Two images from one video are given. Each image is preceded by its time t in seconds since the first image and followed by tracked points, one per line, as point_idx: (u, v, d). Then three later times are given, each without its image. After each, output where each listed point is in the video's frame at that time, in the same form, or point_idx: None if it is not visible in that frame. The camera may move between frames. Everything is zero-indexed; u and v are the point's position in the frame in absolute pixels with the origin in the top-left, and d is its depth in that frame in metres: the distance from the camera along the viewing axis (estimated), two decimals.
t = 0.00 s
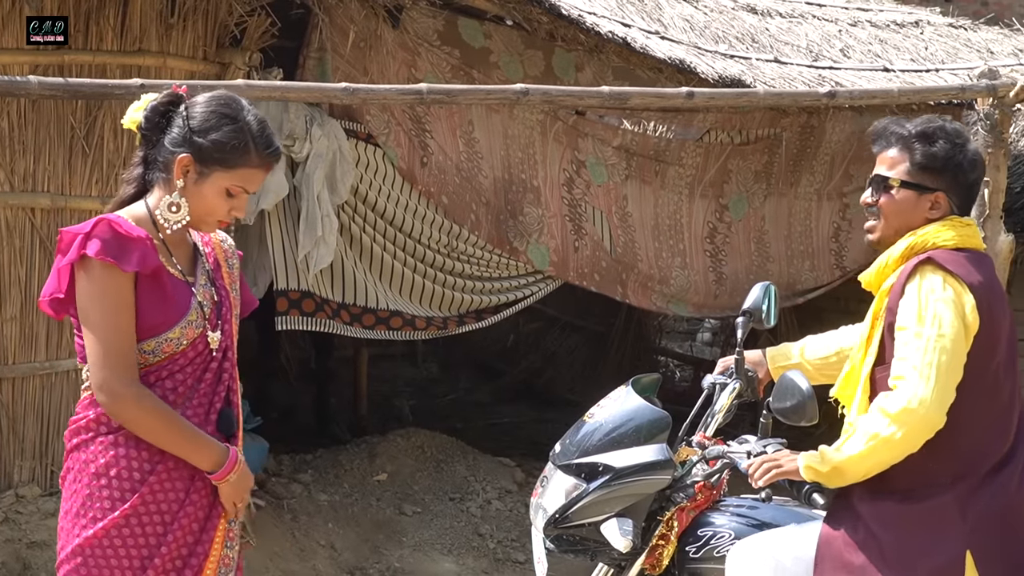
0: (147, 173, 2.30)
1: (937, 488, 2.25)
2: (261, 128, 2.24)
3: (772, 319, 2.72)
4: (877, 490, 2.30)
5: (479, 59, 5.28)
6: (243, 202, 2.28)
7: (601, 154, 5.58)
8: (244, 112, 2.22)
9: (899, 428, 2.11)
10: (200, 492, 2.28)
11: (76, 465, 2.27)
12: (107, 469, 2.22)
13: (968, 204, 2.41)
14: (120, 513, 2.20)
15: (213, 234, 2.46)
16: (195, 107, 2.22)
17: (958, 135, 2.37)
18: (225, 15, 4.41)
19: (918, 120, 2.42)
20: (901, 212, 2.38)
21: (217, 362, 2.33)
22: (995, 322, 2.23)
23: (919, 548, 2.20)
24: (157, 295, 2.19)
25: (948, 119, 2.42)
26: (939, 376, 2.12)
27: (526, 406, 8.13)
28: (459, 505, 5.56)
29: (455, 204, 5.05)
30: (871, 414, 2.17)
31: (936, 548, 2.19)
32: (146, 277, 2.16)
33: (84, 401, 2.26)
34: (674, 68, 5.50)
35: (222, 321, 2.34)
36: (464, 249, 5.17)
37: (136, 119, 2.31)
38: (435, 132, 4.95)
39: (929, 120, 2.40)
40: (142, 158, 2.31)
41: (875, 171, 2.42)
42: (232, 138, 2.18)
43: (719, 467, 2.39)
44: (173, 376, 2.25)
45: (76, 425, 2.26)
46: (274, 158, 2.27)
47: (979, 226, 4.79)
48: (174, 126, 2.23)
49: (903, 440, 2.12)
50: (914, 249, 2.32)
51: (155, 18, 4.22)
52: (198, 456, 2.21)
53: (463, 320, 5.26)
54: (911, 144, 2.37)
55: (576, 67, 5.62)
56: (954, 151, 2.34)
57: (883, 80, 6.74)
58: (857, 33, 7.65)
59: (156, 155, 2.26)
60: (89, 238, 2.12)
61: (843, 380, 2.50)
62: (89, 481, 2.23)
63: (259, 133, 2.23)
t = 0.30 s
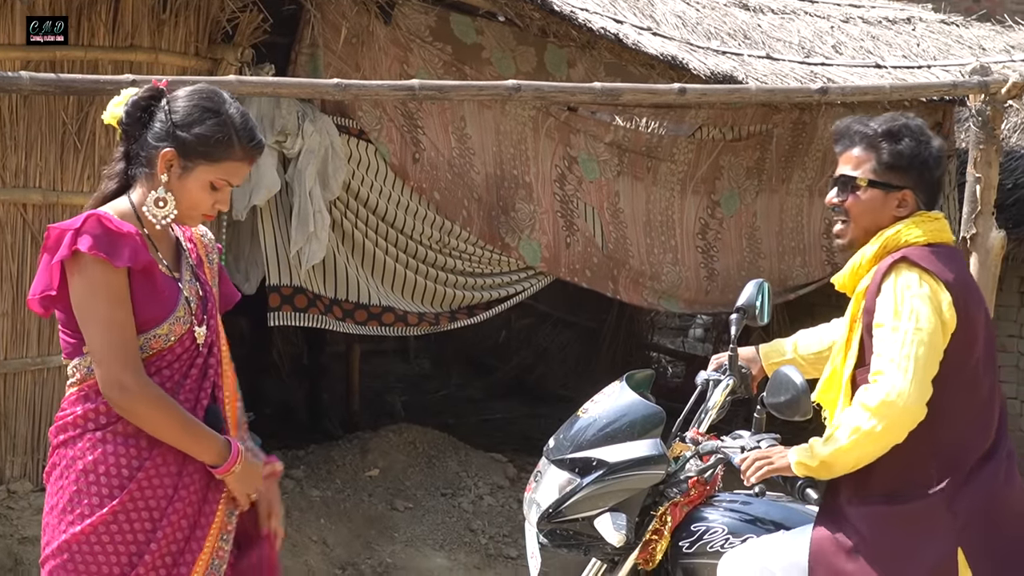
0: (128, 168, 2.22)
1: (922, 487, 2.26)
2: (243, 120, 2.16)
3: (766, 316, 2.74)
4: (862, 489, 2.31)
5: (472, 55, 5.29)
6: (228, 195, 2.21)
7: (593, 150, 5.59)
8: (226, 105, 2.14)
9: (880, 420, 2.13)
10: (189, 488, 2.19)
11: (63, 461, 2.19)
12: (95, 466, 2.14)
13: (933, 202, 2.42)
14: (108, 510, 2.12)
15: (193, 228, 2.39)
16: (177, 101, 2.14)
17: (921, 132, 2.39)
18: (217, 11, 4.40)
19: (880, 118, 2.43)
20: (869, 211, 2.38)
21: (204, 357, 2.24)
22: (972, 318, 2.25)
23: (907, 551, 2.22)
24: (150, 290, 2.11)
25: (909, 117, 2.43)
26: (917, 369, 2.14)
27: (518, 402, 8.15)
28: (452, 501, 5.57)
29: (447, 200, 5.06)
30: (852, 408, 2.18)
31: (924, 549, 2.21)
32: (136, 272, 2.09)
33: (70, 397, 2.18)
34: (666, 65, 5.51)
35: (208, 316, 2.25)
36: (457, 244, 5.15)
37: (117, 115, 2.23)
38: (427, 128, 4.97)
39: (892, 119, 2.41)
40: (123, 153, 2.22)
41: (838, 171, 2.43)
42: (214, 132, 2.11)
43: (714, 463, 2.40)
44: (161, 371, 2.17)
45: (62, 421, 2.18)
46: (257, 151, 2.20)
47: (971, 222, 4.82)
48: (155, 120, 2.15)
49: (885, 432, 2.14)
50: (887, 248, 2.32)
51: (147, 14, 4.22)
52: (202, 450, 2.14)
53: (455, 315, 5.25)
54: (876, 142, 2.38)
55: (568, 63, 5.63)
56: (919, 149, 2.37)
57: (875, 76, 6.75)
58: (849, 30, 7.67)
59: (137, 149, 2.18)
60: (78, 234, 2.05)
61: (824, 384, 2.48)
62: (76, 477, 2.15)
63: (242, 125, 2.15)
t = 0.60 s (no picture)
0: (121, 143, 2.21)
1: (920, 467, 2.25)
2: (235, 90, 2.16)
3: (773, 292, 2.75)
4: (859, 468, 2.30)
5: (469, 29, 5.27)
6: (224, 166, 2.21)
7: (590, 125, 5.58)
8: (217, 76, 2.14)
9: (875, 398, 2.11)
10: (187, 463, 2.17)
11: (60, 437, 2.17)
12: (92, 440, 2.12)
13: (911, 177, 2.42)
14: (106, 484, 2.10)
15: (189, 203, 2.39)
16: (168, 73, 2.14)
17: (897, 107, 2.39)
18: None
19: (855, 95, 2.43)
20: (847, 190, 2.39)
21: (199, 331, 2.24)
22: (960, 295, 2.24)
23: (907, 534, 2.21)
24: (146, 265, 2.11)
25: (884, 92, 2.44)
26: (912, 348, 2.12)
27: (516, 376, 8.18)
28: (449, 475, 5.61)
29: (444, 174, 5.06)
30: (845, 386, 2.16)
31: (924, 531, 2.20)
32: (133, 247, 2.08)
33: (67, 372, 2.17)
34: (663, 39, 5.50)
35: (204, 290, 2.25)
36: (452, 219, 5.18)
37: (107, 90, 2.22)
38: (424, 102, 4.96)
39: (866, 95, 2.41)
40: (115, 129, 2.22)
41: (816, 150, 2.44)
42: (206, 103, 2.11)
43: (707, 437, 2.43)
44: (157, 345, 2.17)
45: (60, 396, 2.17)
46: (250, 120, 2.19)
47: (968, 197, 4.84)
48: (146, 94, 2.15)
49: (881, 409, 2.11)
50: (868, 227, 2.32)
51: None
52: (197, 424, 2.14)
53: (451, 290, 5.29)
54: (851, 120, 2.38)
55: (565, 37, 5.61)
56: (894, 125, 2.36)
57: (873, 50, 6.74)
58: (847, 4, 7.65)
59: (130, 124, 2.18)
60: (75, 209, 2.04)
61: (811, 366, 2.49)
62: (73, 452, 2.13)
63: (234, 94, 2.15)
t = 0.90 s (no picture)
0: (117, 134, 2.21)
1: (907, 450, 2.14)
2: (228, 69, 2.16)
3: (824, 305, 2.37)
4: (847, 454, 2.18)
5: (469, 17, 5.26)
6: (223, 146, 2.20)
7: (590, 113, 5.58)
8: (208, 56, 2.14)
9: (816, 354, 2.03)
10: (185, 451, 2.18)
11: (59, 425, 2.17)
12: (91, 428, 2.12)
13: (925, 164, 2.31)
14: (105, 473, 2.11)
15: (190, 189, 2.38)
16: (163, 58, 2.13)
17: (916, 91, 2.27)
18: None
19: (874, 77, 2.31)
20: (859, 172, 2.27)
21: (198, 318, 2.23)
22: (958, 279, 2.11)
23: (892, 520, 2.11)
24: (140, 254, 2.10)
25: (904, 75, 2.32)
26: (869, 324, 2.02)
27: (516, 364, 8.19)
28: (450, 463, 5.62)
29: (444, 162, 5.06)
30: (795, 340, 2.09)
31: (910, 519, 2.10)
32: (127, 236, 2.07)
33: (65, 360, 2.16)
34: (664, 26, 5.49)
35: (203, 277, 2.24)
36: (453, 206, 5.20)
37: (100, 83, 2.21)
38: (424, 90, 4.95)
39: (886, 78, 2.29)
40: (110, 121, 2.22)
41: (832, 129, 2.32)
42: (200, 83, 2.10)
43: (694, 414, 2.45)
44: (156, 334, 2.16)
45: (59, 384, 2.16)
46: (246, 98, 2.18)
47: (968, 184, 4.83)
48: (139, 80, 2.14)
49: (817, 374, 2.04)
50: (874, 211, 2.20)
51: None
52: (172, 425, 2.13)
53: (452, 278, 5.29)
54: (867, 101, 2.26)
55: (565, 25, 5.58)
56: (912, 109, 2.25)
57: (874, 38, 6.72)
58: None
59: (126, 113, 2.17)
60: (70, 200, 2.03)
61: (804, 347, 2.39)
62: (72, 440, 2.14)
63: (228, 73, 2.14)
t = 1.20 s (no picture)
0: (104, 140, 2.19)
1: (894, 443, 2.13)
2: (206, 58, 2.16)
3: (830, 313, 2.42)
4: (833, 446, 2.19)
5: (468, 19, 5.26)
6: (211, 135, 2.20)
7: (589, 115, 5.58)
8: (184, 48, 2.13)
9: (791, 348, 2.06)
10: (177, 453, 2.17)
11: (51, 426, 2.15)
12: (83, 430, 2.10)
13: (930, 165, 2.31)
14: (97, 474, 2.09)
15: (182, 189, 2.37)
16: (141, 55, 2.12)
17: (934, 93, 2.27)
18: None
19: (894, 73, 2.30)
20: (865, 163, 2.26)
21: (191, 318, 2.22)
22: (948, 274, 2.10)
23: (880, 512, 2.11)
24: (123, 255, 2.10)
25: (924, 76, 2.31)
26: (847, 318, 2.04)
27: (515, 366, 8.19)
28: (448, 465, 5.62)
29: (444, 163, 5.06)
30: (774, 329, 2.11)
31: (897, 511, 2.10)
32: (113, 237, 2.08)
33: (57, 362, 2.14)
34: (663, 29, 5.49)
35: (195, 276, 2.24)
36: (452, 208, 5.17)
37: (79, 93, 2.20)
38: (424, 92, 4.95)
39: (906, 75, 2.29)
40: (94, 128, 2.20)
41: (845, 117, 2.30)
42: (181, 74, 2.10)
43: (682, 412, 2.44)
44: (148, 335, 2.14)
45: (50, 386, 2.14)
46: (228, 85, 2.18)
47: (967, 186, 4.83)
48: (119, 82, 2.13)
49: (791, 364, 2.06)
50: (873, 204, 2.19)
51: None
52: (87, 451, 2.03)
53: (451, 280, 5.30)
54: (885, 94, 2.25)
55: (565, 27, 5.59)
56: (927, 109, 2.24)
57: (873, 40, 6.73)
58: None
59: (112, 118, 2.16)
60: (58, 200, 2.03)
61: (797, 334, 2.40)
62: (64, 441, 2.12)
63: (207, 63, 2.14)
